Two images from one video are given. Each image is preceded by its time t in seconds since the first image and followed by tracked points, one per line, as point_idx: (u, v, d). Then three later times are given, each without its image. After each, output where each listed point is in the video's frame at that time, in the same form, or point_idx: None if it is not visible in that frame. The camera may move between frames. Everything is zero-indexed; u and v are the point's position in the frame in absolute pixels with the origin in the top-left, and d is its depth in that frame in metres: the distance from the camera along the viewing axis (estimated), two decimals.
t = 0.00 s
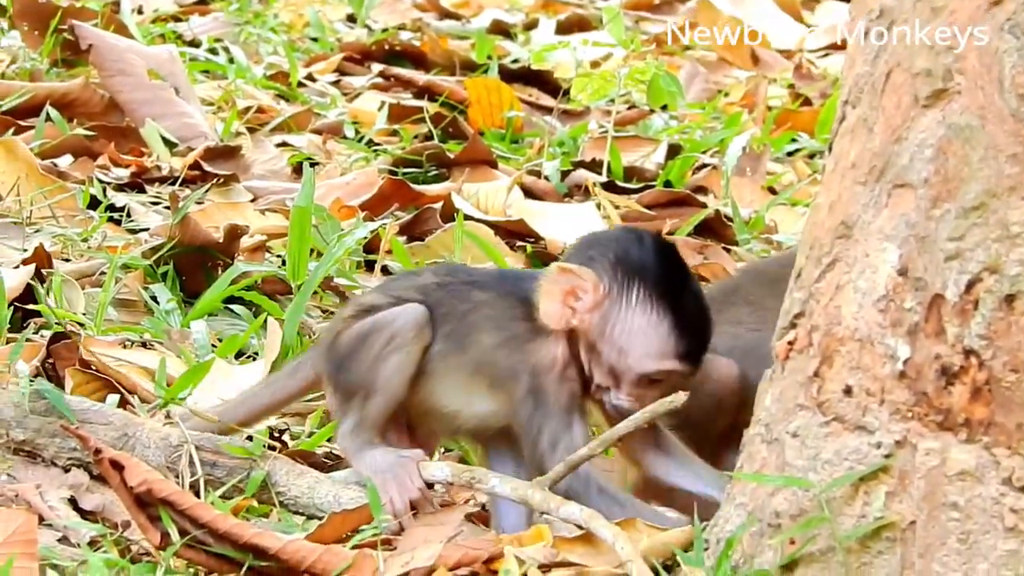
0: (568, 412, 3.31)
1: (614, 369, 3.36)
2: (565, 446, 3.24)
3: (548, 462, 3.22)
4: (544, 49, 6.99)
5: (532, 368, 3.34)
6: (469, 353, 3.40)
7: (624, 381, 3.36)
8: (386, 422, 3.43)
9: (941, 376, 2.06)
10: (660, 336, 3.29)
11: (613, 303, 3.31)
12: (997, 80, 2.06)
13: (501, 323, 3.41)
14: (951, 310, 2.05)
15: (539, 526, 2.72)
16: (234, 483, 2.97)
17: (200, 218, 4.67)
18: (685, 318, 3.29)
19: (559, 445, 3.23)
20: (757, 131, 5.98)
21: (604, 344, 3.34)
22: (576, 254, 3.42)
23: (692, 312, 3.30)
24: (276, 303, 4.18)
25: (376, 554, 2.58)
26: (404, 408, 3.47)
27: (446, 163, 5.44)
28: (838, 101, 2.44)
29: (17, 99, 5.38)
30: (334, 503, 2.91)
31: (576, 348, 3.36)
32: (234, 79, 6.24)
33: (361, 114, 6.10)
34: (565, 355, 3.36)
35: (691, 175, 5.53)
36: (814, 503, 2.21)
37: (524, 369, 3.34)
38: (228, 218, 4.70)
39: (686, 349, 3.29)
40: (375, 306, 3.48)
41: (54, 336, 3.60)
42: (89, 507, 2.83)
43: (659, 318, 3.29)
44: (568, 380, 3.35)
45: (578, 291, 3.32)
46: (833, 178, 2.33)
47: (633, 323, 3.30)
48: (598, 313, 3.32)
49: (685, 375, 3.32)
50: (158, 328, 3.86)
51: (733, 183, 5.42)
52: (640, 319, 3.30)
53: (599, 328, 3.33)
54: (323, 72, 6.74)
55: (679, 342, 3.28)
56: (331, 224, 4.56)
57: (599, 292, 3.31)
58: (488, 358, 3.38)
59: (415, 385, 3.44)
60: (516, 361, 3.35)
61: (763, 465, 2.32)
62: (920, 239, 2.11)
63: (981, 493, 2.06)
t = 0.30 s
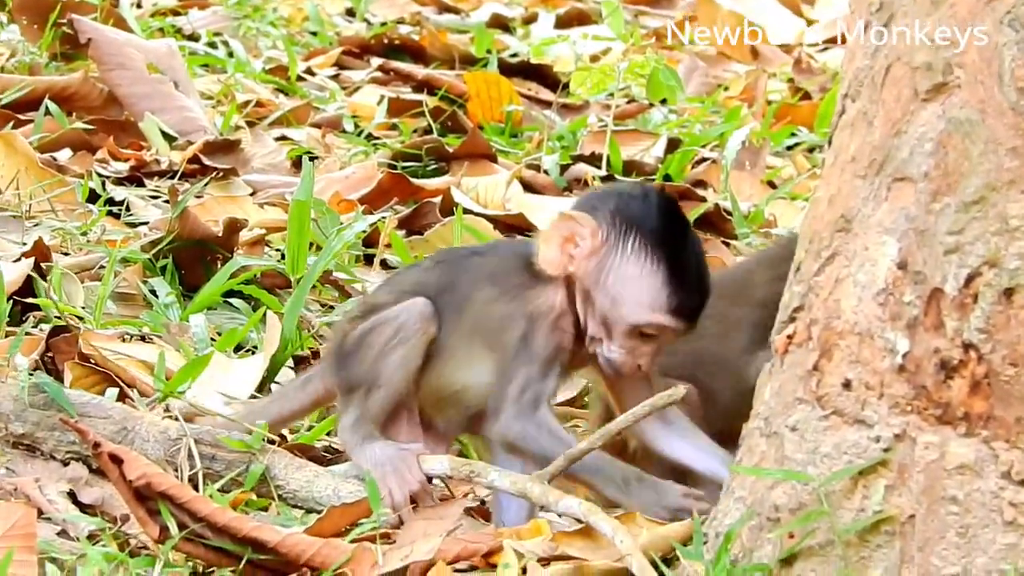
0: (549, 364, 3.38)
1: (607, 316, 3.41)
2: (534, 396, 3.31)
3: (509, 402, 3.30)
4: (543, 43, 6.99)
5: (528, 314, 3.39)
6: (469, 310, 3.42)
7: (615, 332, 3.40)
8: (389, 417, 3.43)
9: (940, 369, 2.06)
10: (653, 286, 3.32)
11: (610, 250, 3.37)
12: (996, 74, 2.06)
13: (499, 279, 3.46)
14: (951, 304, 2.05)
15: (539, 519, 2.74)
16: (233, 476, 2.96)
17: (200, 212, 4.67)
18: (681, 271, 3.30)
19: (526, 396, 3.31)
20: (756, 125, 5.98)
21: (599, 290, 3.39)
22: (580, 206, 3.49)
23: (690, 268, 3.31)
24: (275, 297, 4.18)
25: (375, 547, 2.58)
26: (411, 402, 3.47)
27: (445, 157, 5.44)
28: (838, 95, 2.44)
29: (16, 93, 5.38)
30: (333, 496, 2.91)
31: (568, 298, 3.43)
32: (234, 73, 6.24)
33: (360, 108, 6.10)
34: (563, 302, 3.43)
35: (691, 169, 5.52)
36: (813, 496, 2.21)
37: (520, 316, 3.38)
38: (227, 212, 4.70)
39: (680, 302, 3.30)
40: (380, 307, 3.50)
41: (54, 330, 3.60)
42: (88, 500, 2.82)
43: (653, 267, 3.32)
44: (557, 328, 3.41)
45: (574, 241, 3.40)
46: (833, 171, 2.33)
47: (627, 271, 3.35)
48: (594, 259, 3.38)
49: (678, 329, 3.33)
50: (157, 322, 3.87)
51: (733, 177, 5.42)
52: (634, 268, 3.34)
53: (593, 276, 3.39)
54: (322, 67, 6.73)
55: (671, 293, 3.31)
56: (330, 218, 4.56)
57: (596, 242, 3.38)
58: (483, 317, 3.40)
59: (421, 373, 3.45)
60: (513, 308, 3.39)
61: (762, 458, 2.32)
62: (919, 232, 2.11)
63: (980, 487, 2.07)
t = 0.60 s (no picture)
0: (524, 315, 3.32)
1: (596, 220, 3.31)
2: (498, 341, 3.28)
3: (470, 345, 3.29)
4: (541, 35, 6.98)
5: (511, 269, 3.30)
6: (462, 280, 3.34)
7: (616, 223, 3.31)
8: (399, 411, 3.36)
9: (938, 362, 2.07)
10: (618, 166, 3.32)
11: (564, 171, 3.35)
12: (994, 67, 2.05)
13: (491, 244, 3.37)
14: (949, 297, 2.06)
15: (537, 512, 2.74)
16: (230, 469, 2.97)
17: (198, 205, 4.67)
18: (617, 136, 3.35)
19: (487, 340, 3.28)
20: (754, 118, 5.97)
21: (573, 208, 3.32)
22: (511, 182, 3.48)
23: (623, 130, 3.36)
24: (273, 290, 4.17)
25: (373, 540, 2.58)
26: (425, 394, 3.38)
27: (443, 150, 5.44)
28: (835, 88, 2.43)
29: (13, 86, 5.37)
30: (331, 489, 2.92)
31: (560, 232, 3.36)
32: (231, 66, 6.23)
33: (357, 101, 6.09)
34: (548, 257, 3.33)
35: (688, 161, 5.52)
36: (811, 489, 2.21)
37: (504, 273, 3.31)
38: (224, 205, 4.70)
39: (642, 154, 3.33)
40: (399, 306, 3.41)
41: (51, 323, 3.59)
42: (86, 493, 2.82)
43: (604, 153, 3.33)
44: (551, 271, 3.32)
45: (535, 192, 3.34)
46: (830, 164, 2.33)
47: (586, 173, 3.33)
48: (557, 189, 3.34)
49: (660, 182, 3.32)
50: (154, 315, 3.87)
51: (730, 170, 5.42)
52: (594, 165, 3.34)
53: (564, 205, 3.33)
54: (319, 60, 6.72)
55: (637, 159, 3.32)
56: (327, 211, 4.57)
57: (550, 177, 3.35)
58: (476, 287, 3.31)
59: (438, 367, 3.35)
60: (498, 267, 3.31)
61: (760, 451, 2.32)
62: (917, 225, 2.11)
63: (979, 480, 2.07)
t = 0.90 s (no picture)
0: (540, 306, 3.27)
1: (571, 155, 3.35)
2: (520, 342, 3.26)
3: (495, 348, 3.27)
4: (538, 29, 6.98)
5: (516, 260, 3.27)
6: (468, 277, 3.30)
7: (593, 156, 3.35)
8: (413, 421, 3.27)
9: (935, 357, 2.07)
10: (574, 99, 3.40)
11: (525, 127, 3.41)
12: (991, 63, 2.04)
13: (490, 237, 3.34)
14: (946, 292, 2.06)
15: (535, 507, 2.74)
16: (228, 464, 2.95)
17: (194, 199, 4.65)
18: (560, 77, 3.43)
19: (511, 340, 3.26)
20: (751, 112, 5.97)
21: (547, 154, 3.36)
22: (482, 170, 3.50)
23: (563, 71, 3.44)
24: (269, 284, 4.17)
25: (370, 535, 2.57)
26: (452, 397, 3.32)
27: (440, 144, 5.44)
28: (832, 82, 2.42)
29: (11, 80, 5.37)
30: (328, 484, 2.91)
31: (549, 192, 3.38)
32: (228, 60, 6.22)
33: (354, 95, 6.09)
34: (552, 236, 3.31)
35: (685, 156, 5.52)
36: (808, 484, 2.22)
37: (508, 265, 3.28)
38: (221, 200, 4.69)
39: (592, 79, 3.40)
40: (420, 323, 3.32)
41: (48, 318, 3.59)
42: (83, 488, 2.82)
43: (556, 93, 3.41)
44: (561, 252, 3.28)
45: (508, 164, 3.37)
46: (827, 159, 2.32)
47: (546, 117, 3.39)
48: (527, 147, 3.38)
49: (616, 95, 3.39)
50: (151, 310, 3.87)
51: (727, 163, 5.42)
52: (551, 107, 3.40)
53: (539, 156, 3.36)
54: (317, 53, 6.71)
55: (589, 86, 3.39)
56: (324, 206, 4.57)
57: (516, 141, 3.40)
58: (484, 284, 3.28)
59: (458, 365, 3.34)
60: (500, 261, 3.28)
61: (757, 446, 2.32)
62: (914, 219, 2.11)
63: (975, 475, 2.07)
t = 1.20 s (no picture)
0: (544, 303, 3.30)
1: (588, 146, 3.34)
2: (522, 340, 3.29)
3: (496, 344, 3.29)
4: (532, 28, 6.97)
5: (522, 258, 3.30)
6: (474, 275, 3.31)
7: (609, 150, 3.35)
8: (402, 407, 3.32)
9: (931, 356, 2.08)
10: (592, 87, 3.38)
11: (544, 115, 3.37)
12: (985, 62, 2.05)
13: (493, 234, 3.36)
14: (941, 290, 2.07)
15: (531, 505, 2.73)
16: (223, 464, 2.95)
17: (189, 199, 4.64)
18: (579, 66, 3.41)
19: (514, 337, 3.28)
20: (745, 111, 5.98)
21: (565, 143, 3.34)
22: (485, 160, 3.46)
23: (584, 60, 3.42)
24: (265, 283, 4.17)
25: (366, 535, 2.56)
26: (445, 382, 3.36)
27: (434, 144, 5.43)
28: (826, 81, 2.41)
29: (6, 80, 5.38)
30: (323, 484, 2.93)
31: (560, 183, 3.38)
32: (222, 60, 6.22)
33: (349, 94, 6.09)
34: (558, 233, 3.33)
35: (679, 154, 5.52)
36: (804, 483, 2.22)
37: (513, 263, 3.30)
38: (216, 199, 4.67)
39: (612, 73, 3.40)
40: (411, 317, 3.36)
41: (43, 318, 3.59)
42: (78, 488, 2.82)
43: (578, 83, 3.38)
44: (567, 246, 3.32)
45: (524, 152, 3.34)
46: (822, 158, 2.32)
47: (567, 106, 3.37)
48: (545, 137, 3.35)
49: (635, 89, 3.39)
50: (146, 309, 3.87)
51: (722, 162, 5.43)
52: (569, 97, 3.38)
53: (557, 147, 3.34)
54: (311, 53, 6.70)
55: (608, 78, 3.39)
56: (319, 205, 4.56)
57: (535, 130, 3.36)
58: (489, 279, 3.30)
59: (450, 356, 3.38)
60: (506, 258, 3.30)
61: (753, 445, 2.32)
62: (909, 219, 2.12)
63: (971, 473, 2.08)
